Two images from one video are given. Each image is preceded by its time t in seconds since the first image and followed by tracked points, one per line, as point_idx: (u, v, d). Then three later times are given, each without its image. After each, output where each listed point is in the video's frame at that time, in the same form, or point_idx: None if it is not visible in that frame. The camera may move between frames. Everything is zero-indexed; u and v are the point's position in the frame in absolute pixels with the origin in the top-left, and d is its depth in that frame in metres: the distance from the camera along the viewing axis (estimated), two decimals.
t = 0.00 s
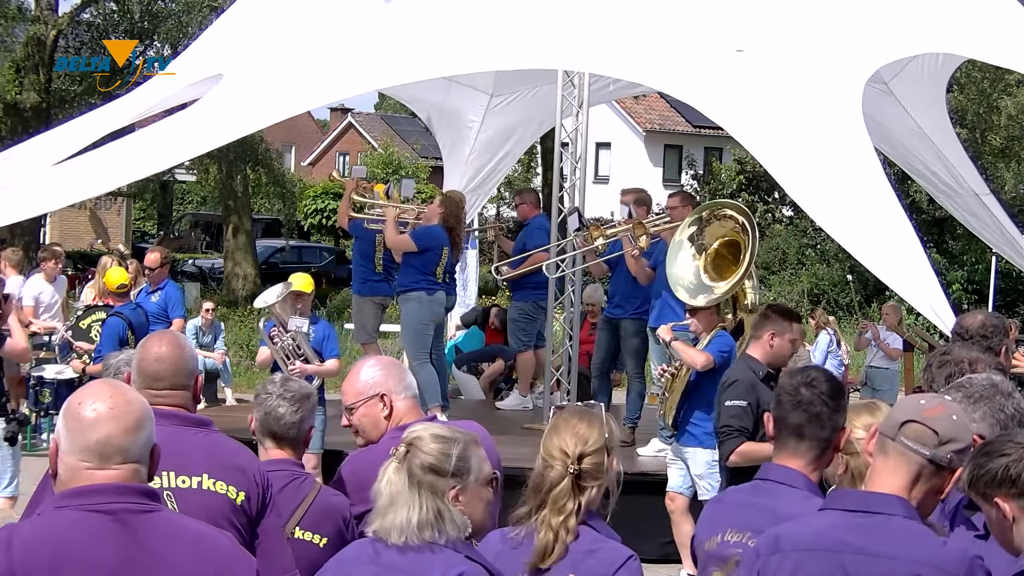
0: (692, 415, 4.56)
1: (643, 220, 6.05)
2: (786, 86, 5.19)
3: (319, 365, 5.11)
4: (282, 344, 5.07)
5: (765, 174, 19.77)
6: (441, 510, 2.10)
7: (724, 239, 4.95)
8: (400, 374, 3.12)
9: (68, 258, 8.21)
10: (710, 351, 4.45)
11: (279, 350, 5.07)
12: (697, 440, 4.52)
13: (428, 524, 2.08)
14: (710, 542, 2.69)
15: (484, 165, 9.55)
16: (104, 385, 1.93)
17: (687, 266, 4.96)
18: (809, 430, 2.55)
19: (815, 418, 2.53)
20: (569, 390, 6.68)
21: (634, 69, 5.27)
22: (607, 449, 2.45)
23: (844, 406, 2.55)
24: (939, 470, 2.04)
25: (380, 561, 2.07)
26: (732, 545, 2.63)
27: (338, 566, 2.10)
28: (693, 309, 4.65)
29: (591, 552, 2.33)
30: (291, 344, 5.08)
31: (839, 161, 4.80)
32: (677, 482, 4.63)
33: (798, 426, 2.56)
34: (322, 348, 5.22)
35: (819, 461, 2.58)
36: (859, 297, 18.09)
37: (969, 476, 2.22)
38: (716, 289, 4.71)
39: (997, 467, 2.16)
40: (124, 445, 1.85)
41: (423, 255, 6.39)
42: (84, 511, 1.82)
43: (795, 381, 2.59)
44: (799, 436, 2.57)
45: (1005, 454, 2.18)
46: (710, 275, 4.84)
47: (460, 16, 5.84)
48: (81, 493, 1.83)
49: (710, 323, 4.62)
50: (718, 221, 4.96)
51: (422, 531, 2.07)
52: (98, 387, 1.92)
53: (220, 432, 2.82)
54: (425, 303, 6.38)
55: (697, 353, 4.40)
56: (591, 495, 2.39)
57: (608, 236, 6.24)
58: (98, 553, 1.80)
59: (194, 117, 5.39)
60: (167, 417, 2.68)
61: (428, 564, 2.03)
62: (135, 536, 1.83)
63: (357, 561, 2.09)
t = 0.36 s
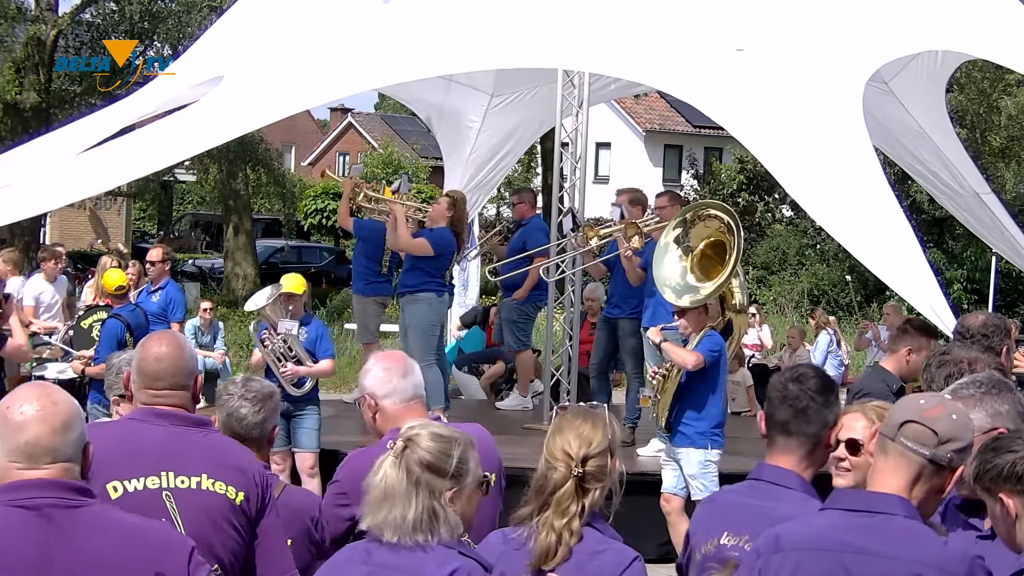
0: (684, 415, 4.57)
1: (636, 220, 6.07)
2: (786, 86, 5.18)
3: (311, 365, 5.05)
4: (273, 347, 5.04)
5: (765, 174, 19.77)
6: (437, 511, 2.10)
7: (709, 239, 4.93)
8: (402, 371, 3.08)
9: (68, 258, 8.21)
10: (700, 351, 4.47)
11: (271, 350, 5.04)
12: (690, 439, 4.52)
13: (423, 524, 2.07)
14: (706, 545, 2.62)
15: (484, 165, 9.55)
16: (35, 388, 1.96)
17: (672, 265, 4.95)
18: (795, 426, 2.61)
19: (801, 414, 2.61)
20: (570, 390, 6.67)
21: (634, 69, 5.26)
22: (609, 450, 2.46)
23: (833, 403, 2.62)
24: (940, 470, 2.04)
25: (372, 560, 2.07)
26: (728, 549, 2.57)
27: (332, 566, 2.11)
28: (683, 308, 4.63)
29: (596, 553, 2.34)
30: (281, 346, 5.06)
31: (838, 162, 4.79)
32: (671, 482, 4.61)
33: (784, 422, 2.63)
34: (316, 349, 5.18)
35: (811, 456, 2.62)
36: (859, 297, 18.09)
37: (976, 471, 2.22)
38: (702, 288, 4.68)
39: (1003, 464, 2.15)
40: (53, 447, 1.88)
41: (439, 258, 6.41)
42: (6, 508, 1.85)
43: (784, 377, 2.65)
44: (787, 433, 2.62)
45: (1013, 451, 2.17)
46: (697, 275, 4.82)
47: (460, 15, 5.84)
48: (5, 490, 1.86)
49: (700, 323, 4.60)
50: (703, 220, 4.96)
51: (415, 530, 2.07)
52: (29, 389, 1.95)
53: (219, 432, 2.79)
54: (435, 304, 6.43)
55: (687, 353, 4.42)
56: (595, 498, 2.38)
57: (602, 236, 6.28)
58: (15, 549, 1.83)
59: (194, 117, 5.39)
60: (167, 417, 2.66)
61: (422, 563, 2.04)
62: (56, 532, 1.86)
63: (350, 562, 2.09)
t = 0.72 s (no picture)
0: (683, 415, 4.57)
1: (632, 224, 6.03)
2: (787, 84, 5.17)
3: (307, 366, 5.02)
4: (265, 347, 5.05)
5: (765, 174, 19.77)
6: (449, 527, 2.10)
7: (699, 236, 4.95)
8: (417, 370, 3.07)
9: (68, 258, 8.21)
10: (698, 348, 4.43)
11: (265, 352, 5.04)
12: (688, 436, 4.52)
13: (435, 540, 2.07)
14: (700, 550, 2.60)
15: (484, 166, 9.54)
16: None
17: (660, 266, 4.94)
18: (786, 425, 2.63)
19: (790, 413, 2.63)
20: (570, 391, 6.67)
21: (635, 68, 5.25)
22: (611, 452, 2.46)
23: (822, 400, 2.65)
24: (940, 470, 2.04)
25: (379, 563, 2.07)
26: (723, 551, 2.56)
27: (335, 566, 2.12)
28: (676, 306, 4.61)
29: (597, 553, 2.33)
30: (274, 346, 5.06)
31: (839, 160, 4.78)
32: (671, 482, 4.60)
33: (774, 422, 2.65)
34: (312, 351, 5.15)
35: (800, 455, 2.64)
36: (859, 297, 18.09)
37: (986, 466, 2.22)
38: (694, 286, 4.71)
39: (1016, 458, 2.15)
40: None
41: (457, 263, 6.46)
42: None
43: (771, 377, 2.68)
44: (777, 433, 2.64)
45: None
46: (685, 274, 4.84)
47: (460, 15, 5.83)
48: None
49: (691, 319, 4.59)
50: (693, 218, 4.96)
51: (426, 545, 2.07)
52: None
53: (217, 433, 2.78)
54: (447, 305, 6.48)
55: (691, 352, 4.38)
56: (596, 500, 2.38)
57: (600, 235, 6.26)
58: None
59: (195, 118, 5.40)
60: (166, 417, 2.65)
61: (427, 570, 2.05)
62: None
63: (355, 561, 2.10)
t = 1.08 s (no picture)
0: (687, 416, 4.57)
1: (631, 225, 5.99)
2: (787, 85, 5.16)
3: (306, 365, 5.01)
4: (262, 346, 5.03)
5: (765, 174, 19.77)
6: (440, 524, 2.10)
7: (695, 235, 4.93)
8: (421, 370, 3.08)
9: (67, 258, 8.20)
10: (700, 349, 4.44)
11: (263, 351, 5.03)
12: (693, 435, 4.53)
13: (425, 538, 2.07)
14: (698, 550, 2.60)
15: (483, 165, 9.53)
16: None
17: (660, 270, 4.93)
18: (782, 423, 2.64)
19: (787, 410, 2.63)
20: (570, 391, 6.63)
21: (636, 68, 5.25)
22: (610, 452, 2.46)
23: (818, 398, 2.66)
24: (940, 471, 2.03)
25: (377, 567, 2.06)
26: (722, 551, 2.55)
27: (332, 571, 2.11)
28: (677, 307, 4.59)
29: (597, 553, 2.33)
30: (270, 345, 5.05)
31: (838, 160, 4.77)
32: (675, 481, 4.61)
33: (771, 419, 2.66)
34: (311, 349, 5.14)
35: (798, 453, 2.63)
36: (859, 297, 18.10)
37: (1001, 461, 2.22)
38: (694, 285, 4.71)
39: None
40: None
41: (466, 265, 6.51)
42: None
43: (769, 377, 2.69)
44: (774, 430, 2.65)
45: None
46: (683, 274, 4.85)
47: (460, 15, 5.82)
48: None
49: (693, 322, 4.57)
50: (690, 217, 4.94)
51: (417, 543, 2.06)
52: None
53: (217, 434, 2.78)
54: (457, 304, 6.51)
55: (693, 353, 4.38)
56: (595, 500, 2.38)
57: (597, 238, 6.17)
58: None
59: (194, 118, 5.39)
60: (164, 417, 2.65)
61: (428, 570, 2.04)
62: None
63: (353, 565, 2.08)
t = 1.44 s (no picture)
0: (696, 416, 4.56)
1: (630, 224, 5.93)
2: (787, 85, 5.16)
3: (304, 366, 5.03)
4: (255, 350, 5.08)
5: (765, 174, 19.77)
6: (435, 519, 2.10)
7: (706, 235, 4.93)
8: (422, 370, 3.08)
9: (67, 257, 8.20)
10: (710, 350, 4.43)
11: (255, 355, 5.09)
12: (704, 436, 4.53)
13: (422, 533, 2.07)
14: (702, 551, 2.60)
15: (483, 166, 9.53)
16: None
17: (674, 268, 4.94)
18: (785, 424, 2.63)
19: (790, 410, 2.63)
20: (570, 391, 6.70)
21: (637, 68, 5.24)
22: (609, 451, 2.47)
23: (822, 399, 2.65)
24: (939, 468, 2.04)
25: (375, 567, 2.05)
26: (724, 552, 2.55)
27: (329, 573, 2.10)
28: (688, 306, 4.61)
29: (595, 554, 2.33)
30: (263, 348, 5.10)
31: (839, 159, 4.78)
32: (686, 480, 4.68)
33: (775, 420, 2.65)
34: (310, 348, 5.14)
35: (803, 454, 2.63)
36: (858, 298, 18.09)
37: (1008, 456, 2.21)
38: (704, 284, 4.72)
39: None
40: None
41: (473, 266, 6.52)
42: None
43: (772, 378, 2.68)
44: (778, 431, 2.64)
45: None
46: (698, 270, 4.86)
47: (460, 14, 5.82)
48: None
49: (704, 321, 4.58)
50: (699, 216, 4.96)
51: (414, 538, 2.06)
52: None
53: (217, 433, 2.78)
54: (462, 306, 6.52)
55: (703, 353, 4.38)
56: (594, 499, 2.38)
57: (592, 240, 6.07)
58: None
59: (192, 117, 5.40)
60: (164, 417, 2.64)
61: (427, 567, 2.03)
62: None
63: (350, 567, 2.08)
